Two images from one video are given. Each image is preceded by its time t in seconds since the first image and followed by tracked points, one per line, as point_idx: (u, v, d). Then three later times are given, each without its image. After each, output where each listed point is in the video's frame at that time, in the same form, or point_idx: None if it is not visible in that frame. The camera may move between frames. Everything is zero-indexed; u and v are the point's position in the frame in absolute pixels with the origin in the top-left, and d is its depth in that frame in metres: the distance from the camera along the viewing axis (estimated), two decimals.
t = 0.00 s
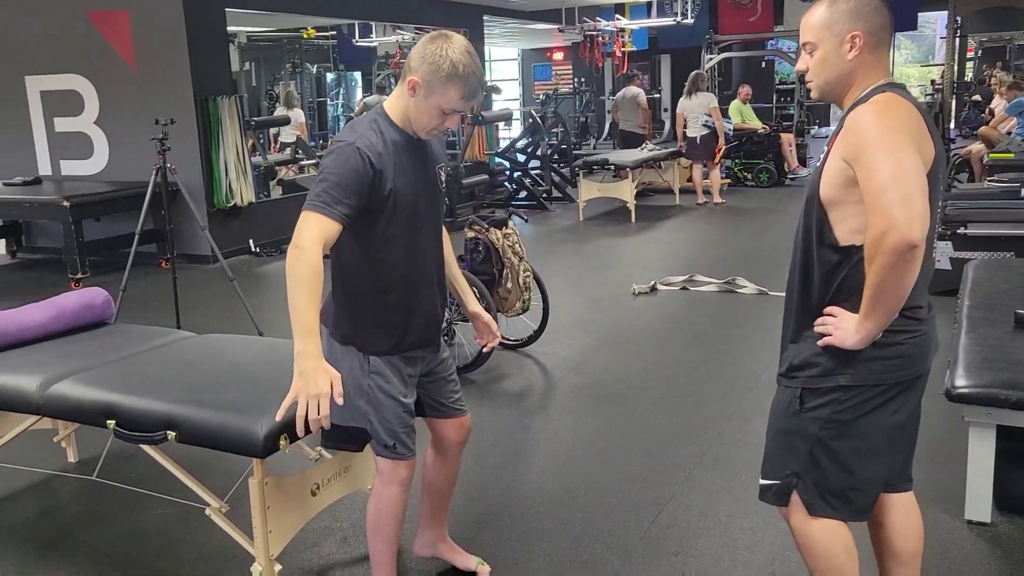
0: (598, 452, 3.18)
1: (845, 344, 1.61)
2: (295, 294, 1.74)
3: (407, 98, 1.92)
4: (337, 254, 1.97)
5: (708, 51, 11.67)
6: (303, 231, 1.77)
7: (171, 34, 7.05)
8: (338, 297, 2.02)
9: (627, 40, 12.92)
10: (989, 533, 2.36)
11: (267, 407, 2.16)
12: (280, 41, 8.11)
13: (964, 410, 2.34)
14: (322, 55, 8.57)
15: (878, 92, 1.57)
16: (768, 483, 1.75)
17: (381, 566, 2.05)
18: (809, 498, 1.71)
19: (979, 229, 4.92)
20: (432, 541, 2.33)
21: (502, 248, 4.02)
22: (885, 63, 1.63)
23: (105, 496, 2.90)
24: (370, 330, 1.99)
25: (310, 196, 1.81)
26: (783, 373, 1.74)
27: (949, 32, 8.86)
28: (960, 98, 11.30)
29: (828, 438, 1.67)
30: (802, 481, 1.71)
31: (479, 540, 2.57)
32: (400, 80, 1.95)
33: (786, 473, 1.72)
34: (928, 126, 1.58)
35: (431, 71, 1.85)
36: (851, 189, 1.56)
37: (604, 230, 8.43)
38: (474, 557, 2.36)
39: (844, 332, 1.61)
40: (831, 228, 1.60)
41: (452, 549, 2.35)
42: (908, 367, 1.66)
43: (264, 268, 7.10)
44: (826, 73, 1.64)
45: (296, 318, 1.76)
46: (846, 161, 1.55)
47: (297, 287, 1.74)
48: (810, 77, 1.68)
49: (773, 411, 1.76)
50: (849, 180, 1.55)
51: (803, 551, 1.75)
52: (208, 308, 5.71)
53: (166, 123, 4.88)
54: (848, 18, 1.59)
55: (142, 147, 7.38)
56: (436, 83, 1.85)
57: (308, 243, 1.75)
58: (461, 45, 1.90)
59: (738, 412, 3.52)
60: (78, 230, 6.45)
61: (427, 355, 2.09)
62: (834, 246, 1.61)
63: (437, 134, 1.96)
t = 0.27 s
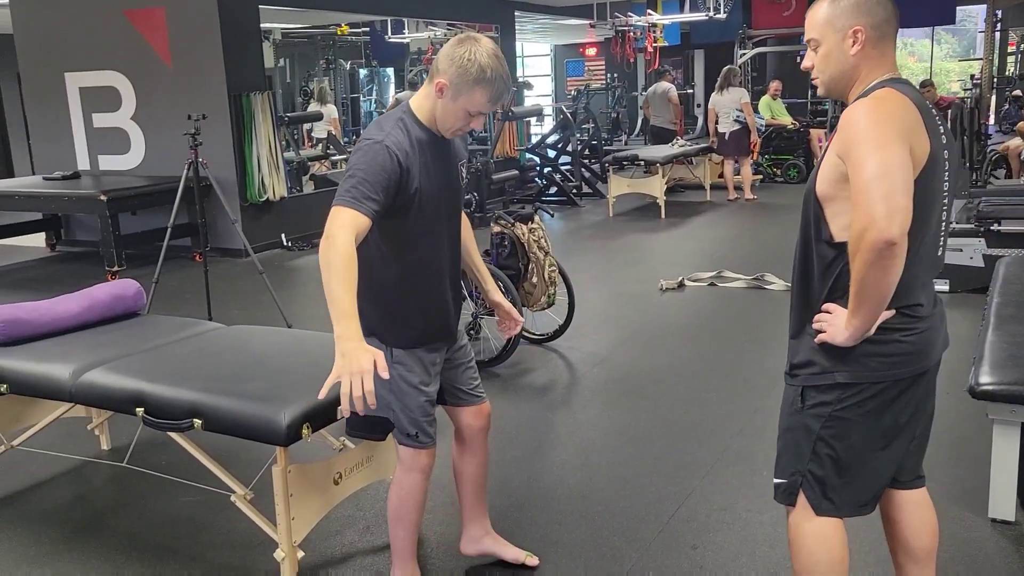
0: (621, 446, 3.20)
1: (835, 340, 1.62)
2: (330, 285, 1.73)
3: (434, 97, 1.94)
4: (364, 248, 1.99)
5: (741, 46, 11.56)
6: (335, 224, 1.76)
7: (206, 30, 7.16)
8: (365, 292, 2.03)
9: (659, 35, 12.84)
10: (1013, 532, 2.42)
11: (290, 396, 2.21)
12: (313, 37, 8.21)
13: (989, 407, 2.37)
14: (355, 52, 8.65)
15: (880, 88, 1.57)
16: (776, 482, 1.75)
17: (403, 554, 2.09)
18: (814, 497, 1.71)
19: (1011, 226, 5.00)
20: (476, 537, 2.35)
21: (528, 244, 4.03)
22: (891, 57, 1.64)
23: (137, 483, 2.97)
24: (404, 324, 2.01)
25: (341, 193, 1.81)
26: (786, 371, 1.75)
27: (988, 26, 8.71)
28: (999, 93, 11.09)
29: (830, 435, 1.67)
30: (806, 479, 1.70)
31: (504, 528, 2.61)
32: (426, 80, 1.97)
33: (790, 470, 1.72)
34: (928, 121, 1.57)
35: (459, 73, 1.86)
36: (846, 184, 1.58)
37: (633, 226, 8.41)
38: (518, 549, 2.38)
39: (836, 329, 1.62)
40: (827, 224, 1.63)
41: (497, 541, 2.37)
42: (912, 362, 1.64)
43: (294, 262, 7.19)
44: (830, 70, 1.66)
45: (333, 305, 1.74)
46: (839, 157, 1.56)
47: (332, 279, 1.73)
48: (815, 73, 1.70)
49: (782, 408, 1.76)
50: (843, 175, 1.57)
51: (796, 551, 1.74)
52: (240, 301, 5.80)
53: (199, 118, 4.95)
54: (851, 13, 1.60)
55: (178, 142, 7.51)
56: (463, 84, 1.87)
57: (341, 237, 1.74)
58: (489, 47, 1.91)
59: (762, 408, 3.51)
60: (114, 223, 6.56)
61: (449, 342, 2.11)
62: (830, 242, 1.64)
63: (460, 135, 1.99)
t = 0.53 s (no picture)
0: (634, 441, 3.21)
1: (811, 337, 1.64)
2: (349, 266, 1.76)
3: (461, 90, 1.96)
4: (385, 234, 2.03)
5: (762, 42, 11.48)
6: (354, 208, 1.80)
7: (226, 27, 7.23)
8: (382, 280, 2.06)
9: (679, 31, 12.77)
10: None
11: (304, 390, 2.23)
12: (334, 34, 8.34)
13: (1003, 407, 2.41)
14: (374, 48, 8.68)
15: (861, 83, 1.56)
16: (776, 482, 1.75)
17: (415, 542, 2.13)
18: (812, 498, 1.70)
19: None
20: (486, 539, 2.36)
21: (543, 239, 4.04)
22: (875, 52, 1.63)
23: (155, 475, 3.02)
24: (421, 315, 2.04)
25: (364, 176, 1.84)
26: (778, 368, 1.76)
27: (1013, 23, 8.61)
28: None
29: (822, 436, 1.66)
30: (804, 479, 1.70)
31: (520, 522, 2.63)
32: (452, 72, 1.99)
33: (788, 471, 1.71)
34: (910, 115, 1.55)
35: (486, 65, 1.88)
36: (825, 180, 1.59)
37: (652, 223, 8.40)
38: (526, 546, 2.40)
39: (811, 325, 1.64)
40: (806, 220, 1.65)
41: (504, 540, 2.38)
42: (900, 359, 1.63)
43: (313, 258, 7.25)
44: (815, 66, 1.66)
45: (348, 285, 1.76)
46: (817, 153, 1.58)
47: (349, 261, 1.76)
48: (802, 70, 1.70)
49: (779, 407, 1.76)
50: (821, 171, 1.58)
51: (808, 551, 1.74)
52: (260, 296, 5.85)
53: (218, 115, 5.00)
54: (835, 9, 1.60)
55: (199, 139, 7.58)
56: (488, 76, 1.89)
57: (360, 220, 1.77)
58: (515, 41, 1.93)
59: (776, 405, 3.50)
60: (136, 219, 6.63)
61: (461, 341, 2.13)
62: (808, 238, 1.66)
63: (486, 128, 2.01)
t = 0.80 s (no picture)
0: (646, 437, 3.23)
1: (798, 336, 1.64)
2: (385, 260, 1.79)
3: (495, 90, 1.98)
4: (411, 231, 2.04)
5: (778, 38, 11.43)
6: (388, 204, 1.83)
7: (244, 25, 7.29)
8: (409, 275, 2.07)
9: (695, 28, 12.73)
10: None
11: (320, 384, 2.27)
12: (350, 31, 8.34)
13: (1014, 403, 2.42)
14: (390, 46, 8.73)
15: (845, 83, 1.57)
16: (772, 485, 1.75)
17: (429, 535, 2.16)
18: (806, 499, 1.71)
19: None
20: (499, 534, 2.39)
21: (556, 236, 4.06)
22: (859, 50, 1.64)
23: (174, 467, 3.07)
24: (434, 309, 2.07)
25: (398, 173, 1.87)
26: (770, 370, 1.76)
27: None
28: None
29: (815, 438, 1.67)
30: (799, 482, 1.71)
31: (533, 516, 2.66)
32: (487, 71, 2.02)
33: (782, 473, 1.72)
34: (894, 113, 1.56)
35: (523, 67, 1.91)
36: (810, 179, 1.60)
37: (666, 220, 8.40)
38: (539, 540, 2.43)
39: (797, 324, 1.65)
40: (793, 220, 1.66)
41: (518, 536, 2.40)
42: (892, 359, 1.64)
43: (329, 254, 7.30)
44: (800, 67, 1.68)
45: (387, 279, 1.79)
46: (800, 152, 1.58)
47: (386, 257, 1.79)
48: (788, 71, 1.72)
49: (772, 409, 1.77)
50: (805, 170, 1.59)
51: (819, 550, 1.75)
52: (276, 292, 5.90)
53: (235, 112, 5.05)
54: (817, 9, 1.61)
55: (216, 136, 7.65)
56: (525, 77, 1.92)
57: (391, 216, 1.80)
58: (550, 44, 1.96)
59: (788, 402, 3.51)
60: (154, 216, 6.70)
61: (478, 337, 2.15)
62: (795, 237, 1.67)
63: (518, 129, 2.03)
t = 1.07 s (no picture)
0: (653, 433, 3.24)
1: (799, 332, 1.64)
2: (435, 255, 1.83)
3: (517, 89, 2.01)
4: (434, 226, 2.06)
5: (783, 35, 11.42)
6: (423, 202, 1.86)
7: (249, 22, 7.29)
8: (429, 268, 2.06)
9: (699, 25, 12.71)
10: None
11: (330, 380, 2.28)
12: (353, 28, 8.32)
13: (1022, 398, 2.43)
14: (395, 42, 8.73)
15: (837, 81, 1.58)
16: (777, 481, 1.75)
17: (439, 529, 2.18)
18: (809, 497, 1.71)
19: None
20: (507, 528, 2.40)
21: (563, 233, 4.07)
22: (853, 47, 1.64)
23: (183, 462, 3.08)
24: (442, 300, 2.03)
25: (428, 172, 1.90)
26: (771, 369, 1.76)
27: None
28: None
29: (817, 434, 1.67)
30: (803, 478, 1.71)
31: (543, 511, 2.67)
32: (509, 70, 2.05)
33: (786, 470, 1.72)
34: (889, 110, 1.56)
35: (547, 66, 1.95)
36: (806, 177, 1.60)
37: (671, 217, 8.40)
38: (547, 534, 2.44)
39: (796, 321, 1.66)
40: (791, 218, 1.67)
41: (526, 530, 2.42)
42: (895, 354, 1.64)
43: (334, 251, 7.31)
44: (795, 68, 1.68)
45: (444, 275, 1.83)
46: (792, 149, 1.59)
47: (437, 250, 1.83)
48: (784, 72, 1.72)
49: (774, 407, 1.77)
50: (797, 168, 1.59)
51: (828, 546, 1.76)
52: (282, 289, 5.91)
53: (241, 109, 5.05)
54: (810, 11, 1.61)
55: (221, 133, 7.66)
56: (549, 76, 1.96)
57: (431, 215, 1.84)
58: (572, 43, 2.00)
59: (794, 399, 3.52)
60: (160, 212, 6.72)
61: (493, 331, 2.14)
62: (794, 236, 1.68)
63: (538, 126, 2.06)
